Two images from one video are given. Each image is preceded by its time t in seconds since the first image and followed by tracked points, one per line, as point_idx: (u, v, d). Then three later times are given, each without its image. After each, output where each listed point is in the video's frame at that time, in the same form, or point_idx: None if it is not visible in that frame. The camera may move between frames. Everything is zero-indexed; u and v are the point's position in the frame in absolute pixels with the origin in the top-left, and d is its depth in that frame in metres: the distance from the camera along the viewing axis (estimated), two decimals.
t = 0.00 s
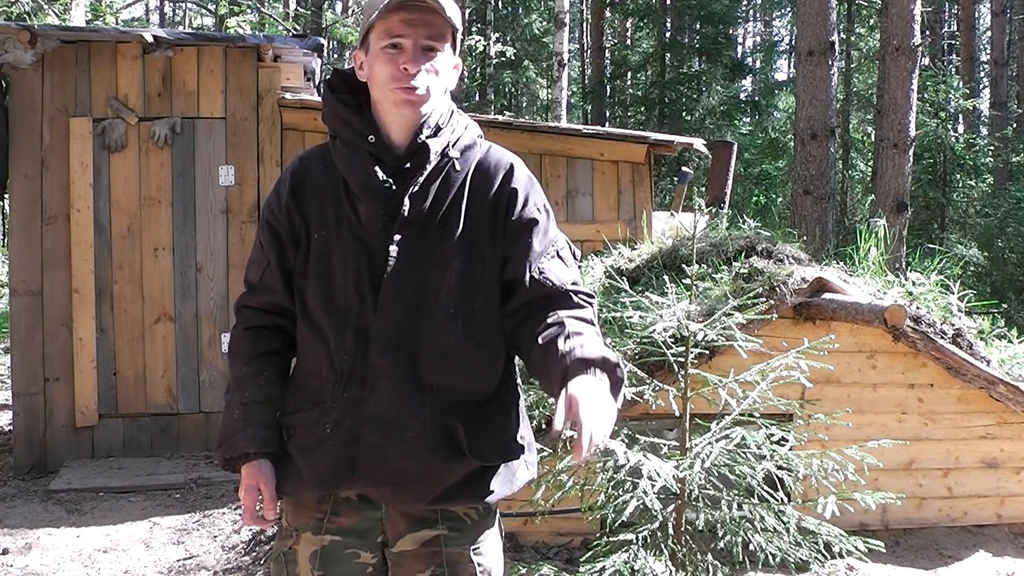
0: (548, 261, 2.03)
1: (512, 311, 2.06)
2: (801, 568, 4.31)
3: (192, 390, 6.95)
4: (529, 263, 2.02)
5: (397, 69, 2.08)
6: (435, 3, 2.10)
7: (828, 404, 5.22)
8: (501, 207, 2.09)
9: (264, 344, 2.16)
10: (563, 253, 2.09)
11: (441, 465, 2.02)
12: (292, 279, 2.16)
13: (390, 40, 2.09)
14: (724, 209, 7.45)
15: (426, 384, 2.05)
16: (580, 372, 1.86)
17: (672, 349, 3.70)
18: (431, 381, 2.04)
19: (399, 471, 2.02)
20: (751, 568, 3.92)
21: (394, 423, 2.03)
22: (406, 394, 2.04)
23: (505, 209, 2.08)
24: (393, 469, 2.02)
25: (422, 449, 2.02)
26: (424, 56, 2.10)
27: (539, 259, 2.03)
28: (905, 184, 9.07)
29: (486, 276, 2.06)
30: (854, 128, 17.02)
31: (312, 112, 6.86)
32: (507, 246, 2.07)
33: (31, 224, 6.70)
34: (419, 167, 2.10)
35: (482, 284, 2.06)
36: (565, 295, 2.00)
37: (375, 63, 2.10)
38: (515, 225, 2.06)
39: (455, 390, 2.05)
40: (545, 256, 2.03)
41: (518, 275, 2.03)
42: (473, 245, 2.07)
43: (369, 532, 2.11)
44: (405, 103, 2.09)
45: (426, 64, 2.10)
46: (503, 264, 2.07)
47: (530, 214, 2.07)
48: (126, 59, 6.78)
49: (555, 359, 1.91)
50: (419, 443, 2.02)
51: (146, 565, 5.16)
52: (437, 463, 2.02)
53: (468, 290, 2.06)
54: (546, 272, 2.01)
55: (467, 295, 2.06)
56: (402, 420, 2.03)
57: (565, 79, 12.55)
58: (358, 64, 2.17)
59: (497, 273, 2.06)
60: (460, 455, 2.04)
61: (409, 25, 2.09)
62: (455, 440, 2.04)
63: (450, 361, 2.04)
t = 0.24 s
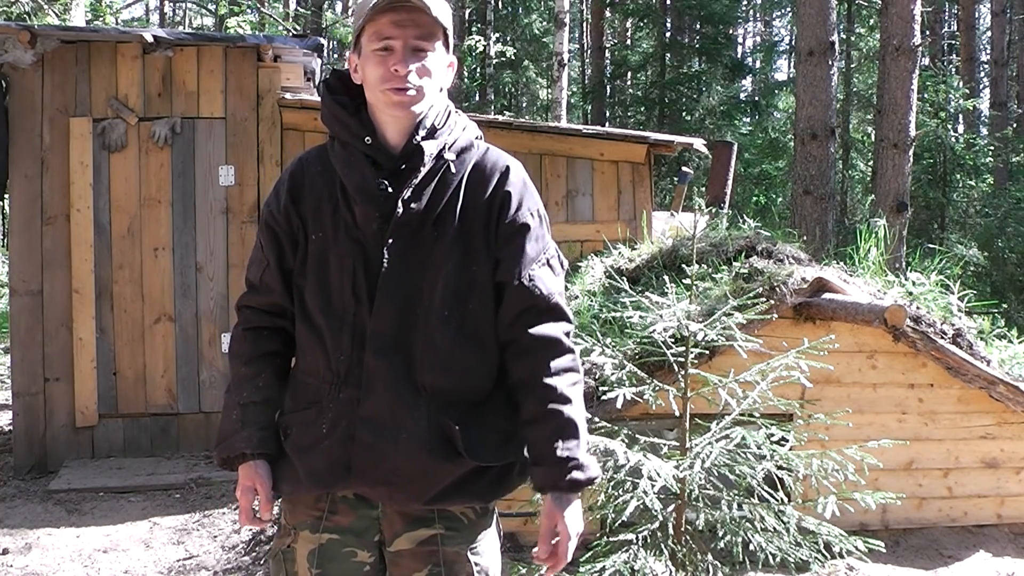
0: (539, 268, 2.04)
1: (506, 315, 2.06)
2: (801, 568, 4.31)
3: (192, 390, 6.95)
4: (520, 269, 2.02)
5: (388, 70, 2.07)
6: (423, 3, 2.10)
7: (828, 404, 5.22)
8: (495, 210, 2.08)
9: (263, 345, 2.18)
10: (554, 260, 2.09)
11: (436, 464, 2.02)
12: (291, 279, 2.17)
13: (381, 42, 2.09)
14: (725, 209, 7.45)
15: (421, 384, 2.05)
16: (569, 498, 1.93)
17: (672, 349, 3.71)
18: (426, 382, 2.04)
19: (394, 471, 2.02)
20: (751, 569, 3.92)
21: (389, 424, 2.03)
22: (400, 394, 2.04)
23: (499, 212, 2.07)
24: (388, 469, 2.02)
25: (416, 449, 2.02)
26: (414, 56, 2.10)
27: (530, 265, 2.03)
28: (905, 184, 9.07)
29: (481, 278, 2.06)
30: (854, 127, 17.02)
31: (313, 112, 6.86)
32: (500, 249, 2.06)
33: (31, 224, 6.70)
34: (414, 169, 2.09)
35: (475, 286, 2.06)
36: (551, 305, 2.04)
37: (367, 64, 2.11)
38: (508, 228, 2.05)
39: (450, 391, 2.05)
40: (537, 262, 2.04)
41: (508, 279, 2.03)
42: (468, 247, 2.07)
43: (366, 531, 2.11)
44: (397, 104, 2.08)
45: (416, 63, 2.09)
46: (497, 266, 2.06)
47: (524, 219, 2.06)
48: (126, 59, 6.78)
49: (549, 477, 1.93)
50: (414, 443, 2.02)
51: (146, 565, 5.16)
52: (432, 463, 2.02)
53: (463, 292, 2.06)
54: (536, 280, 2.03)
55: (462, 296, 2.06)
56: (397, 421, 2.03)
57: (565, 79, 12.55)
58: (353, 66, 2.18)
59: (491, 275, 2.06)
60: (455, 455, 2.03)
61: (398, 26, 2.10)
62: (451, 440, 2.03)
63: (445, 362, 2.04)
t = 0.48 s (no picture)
0: (538, 273, 2.10)
1: (504, 319, 2.09)
2: (801, 568, 4.31)
3: (192, 390, 6.95)
4: (521, 272, 2.07)
5: (385, 73, 2.07)
6: (418, 5, 2.08)
7: (828, 404, 5.22)
8: (498, 214, 2.10)
9: (260, 344, 2.16)
10: (550, 265, 2.15)
11: (438, 464, 2.03)
12: (290, 278, 2.16)
13: (378, 45, 2.09)
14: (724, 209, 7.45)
15: (423, 385, 2.05)
16: (552, 501, 2.05)
17: (672, 349, 3.71)
18: (428, 383, 2.05)
19: (396, 471, 2.03)
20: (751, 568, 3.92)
21: (391, 425, 2.03)
22: (403, 394, 2.04)
23: (501, 216, 2.10)
24: (390, 469, 2.02)
25: (418, 449, 2.02)
26: (411, 58, 2.09)
27: (530, 270, 2.08)
28: (905, 184, 9.07)
29: (482, 280, 2.08)
30: (854, 127, 17.02)
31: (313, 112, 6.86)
32: (502, 252, 2.09)
33: (31, 224, 6.70)
34: (419, 171, 2.10)
35: (477, 288, 2.08)
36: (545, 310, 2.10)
37: (364, 67, 2.10)
38: (510, 233, 2.09)
39: (451, 392, 2.06)
40: (535, 266, 2.09)
41: (507, 283, 2.07)
42: (471, 249, 2.09)
43: (365, 530, 2.11)
44: (396, 107, 2.08)
45: (414, 65, 2.09)
46: (497, 268, 2.09)
47: (525, 224, 2.10)
48: (126, 59, 6.78)
49: (537, 481, 2.04)
50: (417, 444, 2.02)
51: (146, 565, 5.16)
52: (435, 463, 2.03)
53: (465, 294, 2.07)
54: (535, 284, 2.08)
55: (464, 298, 2.07)
56: (399, 422, 2.03)
57: (565, 79, 12.55)
58: (353, 66, 2.18)
59: (491, 277, 2.08)
60: (455, 455, 2.04)
61: (394, 29, 2.09)
62: (452, 440, 2.05)
63: (447, 362, 2.05)
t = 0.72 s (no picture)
0: (538, 269, 2.11)
1: (504, 316, 2.10)
2: (801, 568, 4.31)
3: (192, 390, 6.95)
4: (521, 269, 2.08)
5: (388, 76, 2.07)
6: (421, 9, 2.08)
7: (828, 404, 5.22)
8: (498, 213, 2.11)
9: (259, 345, 2.15)
10: (550, 261, 2.16)
11: (443, 462, 2.04)
12: (290, 278, 2.15)
13: (380, 47, 2.09)
14: (725, 209, 7.46)
15: (427, 384, 2.06)
16: (560, 480, 2.01)
17: (672, 349, 3.71)
18: (432, 382, 2.06)
19: (402, 471, 2.03)
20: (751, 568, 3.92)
21: (397, 425, 2.04)
22: (408, 394, 2.04)
23: (501, 214, 2.11)
24: (396, 469, 2.03)
25: (423, 450, 2.03)
26: (413, 61, 2.09)
27: (530, 266, 2.09)
28: (905, 184, 9.07)
29: (484, 278, 2.09)
30: (854, 127, 17.02)
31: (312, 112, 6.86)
32: (502, 249, 2.10)
33: (31, 224, 6.70)
34: (421, 172, 2.10)
35: (479, 287, 2.09)
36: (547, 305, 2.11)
37: (366, 69, 2.10)
38: (510, 230, 2.10)
39: (454, 391, 2.08)
40: (535, 263, 2.10)
41: (507, 279, 2.08)
42: (472, 248, 2.09)
43: (369, 530, 2.10)
44: (398, 110, 2.08)
45: (416, 68, 2.09)
46: (497, 266, 2.10)
47: (525, 222, 2.11)
48: (126, 59, 6.78)
49: (541, 459, 2.01)
50: (422, 444, 2.03)
51: (146, 565, 5.16)
52: (440, 462, 2.04)
53: (467, 292, 2.08)
54: (535, 279, 2.09)
55: (467, 297, 2.08)
56: (404, 422, 2.04)
57: (565, 79, 12.55)
58: (353, 66, 2.17)
59: (492, 275, 2.09)
60: (459, 453, 2.06)
61: (397, 32, 2.09)
62: (456, 439, 2.06)
63: (450, 361, 2.06)
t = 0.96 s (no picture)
0: (537, 268, 2.10)
1: (504, 314, 2.10)
2: (801, 568, 4.31)
3: (192, 390, 6.95)
4: (519, 269, 2.07)
5: (383, 76, 2.07)
6: (415, 9, 2.08)
7: (828, 404, 5.22)
8: (496, 211, 2.11)
9: (260, 347, 2.15)
10: (549, 261, 2.16)
11: (444, 462, 2.04)
12: (290, 280, 2.15)
13: (375, 48, 2.09)
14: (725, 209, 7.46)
15: (427, 384, 2.06)
16: (555, 484, 2.02)
17: (672, 349, 3.71)
18: (432, 382, 2.06)
19: (403, 471, 2.03)
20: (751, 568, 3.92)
21: (398, 425, 2.04)
22: (409, 395, 2.05)
23: (499, 213, 2.11)
24: (397, 470, 2.03)
25: (423, 450, 2.03)
26: (409, 61, 2.09)
27: (529, 265, 2.09)
28: (905, 184, 9.07)
29: (484, 278, 2.09)
30: (854, 127, 17.02)
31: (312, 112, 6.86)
32: (501, 248, 2.10)
33: (31, 224, 6.70)
34: (418, 171, 2.10)
35: (479, 286, 2.09)
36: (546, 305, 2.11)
37: (362, 69, 2.10)
38: (509, 230, 2.10)
39: (455, 390, 2.08)
40: (534, 262, 2.10)
41: (507, 278, 2.08)
42: (471, 248, 2.10)
43: (370, 530, 2.11)
44: (394, 111, 2.08)
45: (411, 68, 2.09)
46: (496, 265, 2.10)
47: (523, 221, 2.11)
48: (126, 59, 6.78)
49: (538, 465, 2.01)
50: (423, 443, 2.03)
51: (146, 565, 5.16)
52: (441, 461, 2.04)
53: (466, 291, 2.08)
54: (534, 279, 2.08)
55: (467, 296, 2.08)
56: (405, 422, 2.04)
57: (565, 79, 12.55)
58: (349, 66, 2.17)
59: (491, 275, 2.09)
60: (460, 452, 2.06)
61: (392, 32, 2.09)
62: (457, 439, 2.06)
63: (450, 360, 2.06)
